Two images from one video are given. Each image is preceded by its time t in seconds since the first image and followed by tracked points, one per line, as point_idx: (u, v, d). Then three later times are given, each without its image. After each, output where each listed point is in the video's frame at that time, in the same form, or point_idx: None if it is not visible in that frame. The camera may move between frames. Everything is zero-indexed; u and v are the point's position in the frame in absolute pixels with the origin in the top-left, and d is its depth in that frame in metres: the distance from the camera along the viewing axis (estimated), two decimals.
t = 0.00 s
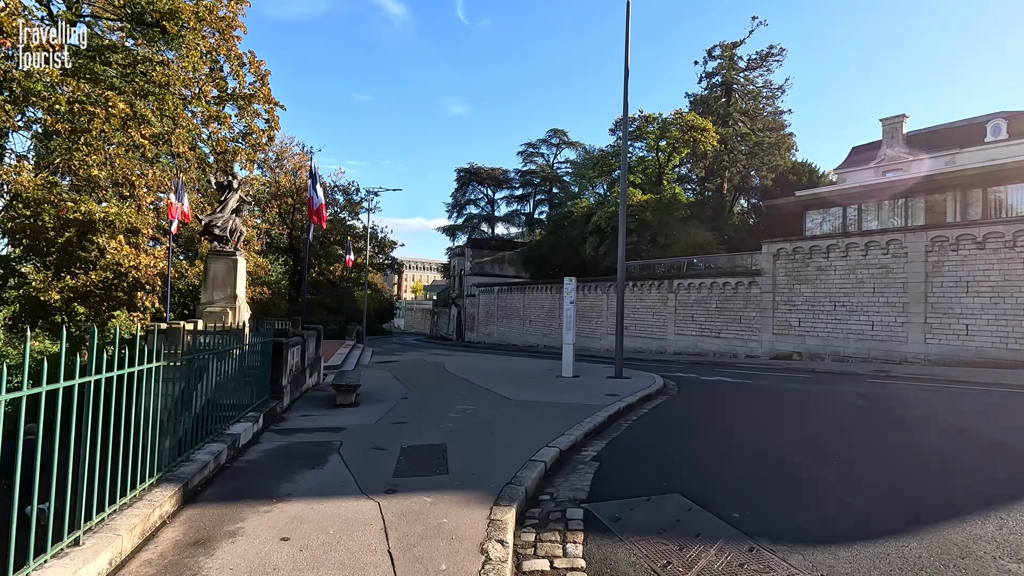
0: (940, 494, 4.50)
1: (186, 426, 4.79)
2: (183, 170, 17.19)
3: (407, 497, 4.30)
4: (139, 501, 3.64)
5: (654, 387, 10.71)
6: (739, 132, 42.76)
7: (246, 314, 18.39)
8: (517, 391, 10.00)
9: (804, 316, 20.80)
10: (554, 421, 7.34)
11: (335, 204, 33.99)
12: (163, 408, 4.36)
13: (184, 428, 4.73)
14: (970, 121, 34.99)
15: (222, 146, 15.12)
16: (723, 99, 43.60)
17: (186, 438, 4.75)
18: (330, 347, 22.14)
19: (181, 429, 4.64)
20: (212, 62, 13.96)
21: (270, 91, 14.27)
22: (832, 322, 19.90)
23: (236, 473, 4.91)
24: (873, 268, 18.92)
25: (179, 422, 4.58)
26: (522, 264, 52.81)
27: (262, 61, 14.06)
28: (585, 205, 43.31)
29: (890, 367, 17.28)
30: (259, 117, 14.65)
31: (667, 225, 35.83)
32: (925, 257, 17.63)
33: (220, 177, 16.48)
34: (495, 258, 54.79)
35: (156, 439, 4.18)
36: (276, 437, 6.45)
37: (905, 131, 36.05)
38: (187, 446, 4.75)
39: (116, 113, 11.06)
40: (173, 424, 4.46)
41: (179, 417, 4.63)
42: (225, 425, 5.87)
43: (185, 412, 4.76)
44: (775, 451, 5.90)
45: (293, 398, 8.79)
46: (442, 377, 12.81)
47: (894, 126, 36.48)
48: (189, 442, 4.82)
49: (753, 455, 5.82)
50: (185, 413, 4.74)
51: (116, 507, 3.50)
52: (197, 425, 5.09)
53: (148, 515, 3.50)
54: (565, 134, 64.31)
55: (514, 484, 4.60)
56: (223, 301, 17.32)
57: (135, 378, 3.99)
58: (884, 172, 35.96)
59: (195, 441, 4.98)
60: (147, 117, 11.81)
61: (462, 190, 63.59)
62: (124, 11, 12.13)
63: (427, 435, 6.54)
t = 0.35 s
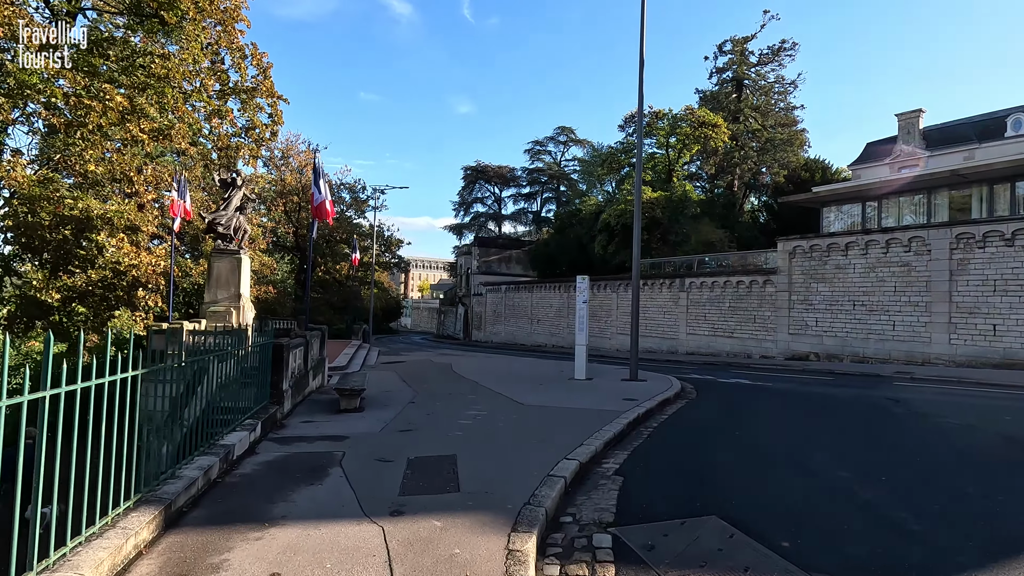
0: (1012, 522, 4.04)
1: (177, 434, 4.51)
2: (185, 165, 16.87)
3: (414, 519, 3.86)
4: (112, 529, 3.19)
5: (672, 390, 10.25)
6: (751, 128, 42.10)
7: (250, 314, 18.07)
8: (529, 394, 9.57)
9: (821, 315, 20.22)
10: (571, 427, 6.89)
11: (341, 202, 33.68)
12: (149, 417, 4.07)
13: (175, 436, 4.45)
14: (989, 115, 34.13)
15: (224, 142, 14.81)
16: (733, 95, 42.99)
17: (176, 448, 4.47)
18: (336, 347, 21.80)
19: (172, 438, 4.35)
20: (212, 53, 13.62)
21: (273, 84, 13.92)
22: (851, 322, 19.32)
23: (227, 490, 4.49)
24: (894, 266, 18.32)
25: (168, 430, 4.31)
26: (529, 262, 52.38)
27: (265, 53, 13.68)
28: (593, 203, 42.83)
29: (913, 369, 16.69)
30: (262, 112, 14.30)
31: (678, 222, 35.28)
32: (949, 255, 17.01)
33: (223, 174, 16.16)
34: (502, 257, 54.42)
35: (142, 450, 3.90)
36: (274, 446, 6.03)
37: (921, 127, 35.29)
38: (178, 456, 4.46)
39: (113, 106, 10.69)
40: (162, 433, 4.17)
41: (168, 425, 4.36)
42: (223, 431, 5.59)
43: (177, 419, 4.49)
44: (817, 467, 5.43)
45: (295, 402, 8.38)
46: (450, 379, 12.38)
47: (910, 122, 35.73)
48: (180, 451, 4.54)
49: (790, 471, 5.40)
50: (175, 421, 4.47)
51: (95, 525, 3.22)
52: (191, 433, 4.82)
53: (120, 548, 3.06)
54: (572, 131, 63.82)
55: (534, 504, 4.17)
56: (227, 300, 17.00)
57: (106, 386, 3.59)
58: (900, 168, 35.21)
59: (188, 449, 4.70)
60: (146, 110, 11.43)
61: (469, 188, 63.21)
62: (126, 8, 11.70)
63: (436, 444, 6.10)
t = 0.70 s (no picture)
0: None
1: (171, 438, 4.29)
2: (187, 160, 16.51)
3: (426, 546, 3.41)
4: (77, 562, 2.78)
5: (694, 392, 9.76)
6: (764, 123, 41.31)
7: (257, 313, 17.74)
8: (543, 397, 9.10)
9: (841, 314, 19.60)
10: (592, 434, 6.43)
11: (349, 199, 33.33)
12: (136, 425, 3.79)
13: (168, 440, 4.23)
14: (1011, 107, 33.15)
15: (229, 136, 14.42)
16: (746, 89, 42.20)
17: (171, 452, 4.26)
18: (343, 346, 21.45)
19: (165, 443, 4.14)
20: (215, 44, 13.25)
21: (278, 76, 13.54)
22: (873, 320, 18.69)
23: (218, 508, 4.06)
24: (920, 263, 17.67)
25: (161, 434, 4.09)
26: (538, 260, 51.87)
27: (270, 44, 13.29)
28: (603, 200, 42.22)
29: (940, 370, 16.08)
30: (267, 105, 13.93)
31: (690, 219, 34.66)
32: (979, 250, 16.35)
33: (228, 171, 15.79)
34: (511, 255, 53.97)
35: (128, 460, 3.61)
36: (274, 455, 5.60)
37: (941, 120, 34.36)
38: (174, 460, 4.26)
39: (111, 97, 10.28)
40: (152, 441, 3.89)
41: (159, 430, 4.13)
42: (223, 433, 5.38)
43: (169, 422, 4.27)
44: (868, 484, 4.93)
45: (297, 406, 7.97)
46: (461, 380, 11.95)
47: (929, 115, 34.85)
48: (173, 459, 4.25)
49: (838, 489, 4.90)
50: (167, 425, 4.25)
51: (80, 541, 2.99)
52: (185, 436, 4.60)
53: None
54: (581, 128, 63.17)
55: (560, 527, 3.71)
56: (233, 298, 16.69)
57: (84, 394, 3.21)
58: (918, 163, 34.37)
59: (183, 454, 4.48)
60: (146, 102, 11.04)
61: (476, 186, 62.76)
62: None
63: (447, 454, 5.65)
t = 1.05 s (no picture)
0: None
1: (166, 438, 4.15)
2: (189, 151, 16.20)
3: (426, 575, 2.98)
4: None
5: (711, 392, 9.28)
6: (775, 116, 40.59)
7: (259, 309, 17.41)
8: (554, 396, 8.66)
9: (858, 309, 19.04)
10: (607, 439, 5.98)
11: (353, 194, 32.94)
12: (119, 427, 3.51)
13: (165, 440, 4.12)
14: None
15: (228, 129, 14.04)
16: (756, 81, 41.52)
17: (158, 456, 3.98)
18: (348, 342, 21.10)
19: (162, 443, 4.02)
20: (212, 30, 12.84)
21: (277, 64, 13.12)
22: (891, 316, 18.12)
23: (194, 527, 3.60)
24: (941, 257, 17.08)
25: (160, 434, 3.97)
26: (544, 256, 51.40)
27: (268, 30, 12.87)
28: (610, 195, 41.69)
29: (962, 367, 15.53)
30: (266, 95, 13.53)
31: (699, 213, 34.10)
32: (1004, 244, 15.74)
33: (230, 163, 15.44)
34: (517, 250, 53.54)
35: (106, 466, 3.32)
36: (265, 461, 5.18)
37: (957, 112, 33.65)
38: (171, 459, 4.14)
39: (103, 84, 9.92)
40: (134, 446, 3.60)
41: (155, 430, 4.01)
42: (220, 430, 5.26)
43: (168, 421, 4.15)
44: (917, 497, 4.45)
45: (294, 407, 7.56)
46: (466, 378, 11.53)
47: (944, 106, 34.05)
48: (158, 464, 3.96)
49: (885, 502, 4.42)
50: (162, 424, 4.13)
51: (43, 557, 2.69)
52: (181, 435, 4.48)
53: None
54: (588, 122, 62.56)
55: (579, 550, 3.27)
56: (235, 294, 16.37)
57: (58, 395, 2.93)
58: (933, 156, 33.67)
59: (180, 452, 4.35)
60: (140, 91, 10.67)
61: (482, 181, 62.32)
62: None
63: (451, 461, 5.20)
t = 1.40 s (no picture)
0: None
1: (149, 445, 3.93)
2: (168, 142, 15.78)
3: None
4: None
5: (723, 395, 8.85)
6: (777, 111, 40.12)
7: (253, 306, 16.99)
8: (558, 400, 8.21)
9: (866, 307, 18.62)
10: (621, 450, 5.51)
11: (351, 189, 32.47)
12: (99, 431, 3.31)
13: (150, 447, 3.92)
14: None
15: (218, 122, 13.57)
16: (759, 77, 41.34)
17: (144, 462, 3.81)
18: (345, 340, 20.64)
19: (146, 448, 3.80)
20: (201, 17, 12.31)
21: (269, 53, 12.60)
22: (900, 314, 17.70)
23: (156, 559, 3.16)
24: (953, 254, 16.65)
25: (144, 440, 3.76)
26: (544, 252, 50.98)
27: (260, 17, 12.35)
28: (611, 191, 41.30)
29: (975, 367, 15.14)
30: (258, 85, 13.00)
31: (701, 209, 33.64)
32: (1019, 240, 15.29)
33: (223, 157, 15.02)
34: (516, 247, 53.10)
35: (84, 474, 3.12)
36: (245, 476, 4.73)
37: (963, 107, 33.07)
38: (154, 465, 3.93)
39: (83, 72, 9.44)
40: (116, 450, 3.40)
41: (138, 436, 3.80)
42: (206, 435, 5.03)
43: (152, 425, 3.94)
44: (973, 523, 3.98)
45: (283, 412, 7.10)
46: (466, 380, 11.07)
47: (950, 101, 33.57)
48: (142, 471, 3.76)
49: (935, 527, 3.96)
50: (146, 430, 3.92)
51: None
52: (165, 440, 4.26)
53: None
54: (588, 118, 62.09)
55: None
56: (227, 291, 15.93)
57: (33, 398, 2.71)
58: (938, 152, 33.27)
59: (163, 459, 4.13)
60: (126, 79, 10.17)
61: (481, 177, 61.81)
62: None
63: (450, 476, 4.75)
